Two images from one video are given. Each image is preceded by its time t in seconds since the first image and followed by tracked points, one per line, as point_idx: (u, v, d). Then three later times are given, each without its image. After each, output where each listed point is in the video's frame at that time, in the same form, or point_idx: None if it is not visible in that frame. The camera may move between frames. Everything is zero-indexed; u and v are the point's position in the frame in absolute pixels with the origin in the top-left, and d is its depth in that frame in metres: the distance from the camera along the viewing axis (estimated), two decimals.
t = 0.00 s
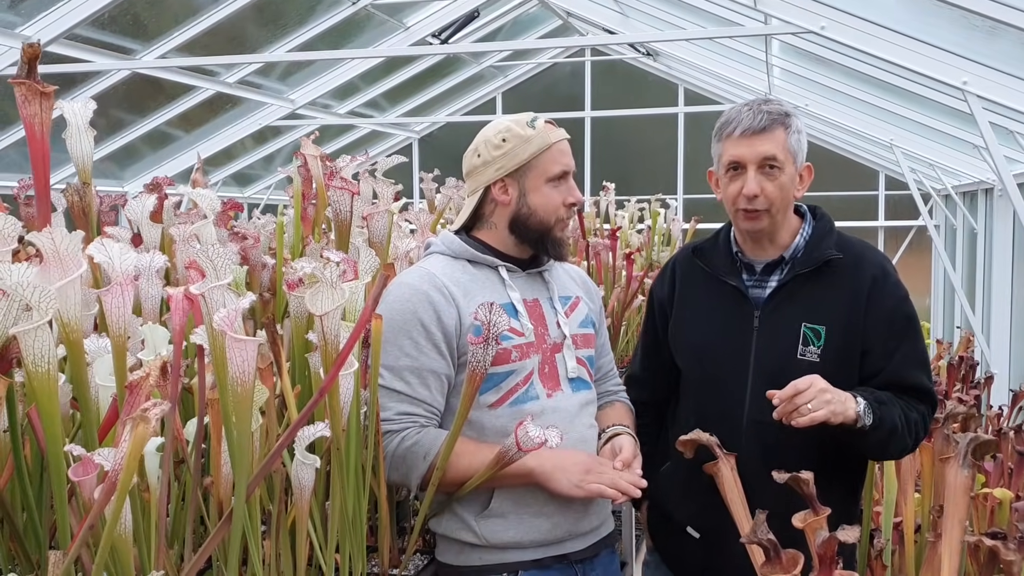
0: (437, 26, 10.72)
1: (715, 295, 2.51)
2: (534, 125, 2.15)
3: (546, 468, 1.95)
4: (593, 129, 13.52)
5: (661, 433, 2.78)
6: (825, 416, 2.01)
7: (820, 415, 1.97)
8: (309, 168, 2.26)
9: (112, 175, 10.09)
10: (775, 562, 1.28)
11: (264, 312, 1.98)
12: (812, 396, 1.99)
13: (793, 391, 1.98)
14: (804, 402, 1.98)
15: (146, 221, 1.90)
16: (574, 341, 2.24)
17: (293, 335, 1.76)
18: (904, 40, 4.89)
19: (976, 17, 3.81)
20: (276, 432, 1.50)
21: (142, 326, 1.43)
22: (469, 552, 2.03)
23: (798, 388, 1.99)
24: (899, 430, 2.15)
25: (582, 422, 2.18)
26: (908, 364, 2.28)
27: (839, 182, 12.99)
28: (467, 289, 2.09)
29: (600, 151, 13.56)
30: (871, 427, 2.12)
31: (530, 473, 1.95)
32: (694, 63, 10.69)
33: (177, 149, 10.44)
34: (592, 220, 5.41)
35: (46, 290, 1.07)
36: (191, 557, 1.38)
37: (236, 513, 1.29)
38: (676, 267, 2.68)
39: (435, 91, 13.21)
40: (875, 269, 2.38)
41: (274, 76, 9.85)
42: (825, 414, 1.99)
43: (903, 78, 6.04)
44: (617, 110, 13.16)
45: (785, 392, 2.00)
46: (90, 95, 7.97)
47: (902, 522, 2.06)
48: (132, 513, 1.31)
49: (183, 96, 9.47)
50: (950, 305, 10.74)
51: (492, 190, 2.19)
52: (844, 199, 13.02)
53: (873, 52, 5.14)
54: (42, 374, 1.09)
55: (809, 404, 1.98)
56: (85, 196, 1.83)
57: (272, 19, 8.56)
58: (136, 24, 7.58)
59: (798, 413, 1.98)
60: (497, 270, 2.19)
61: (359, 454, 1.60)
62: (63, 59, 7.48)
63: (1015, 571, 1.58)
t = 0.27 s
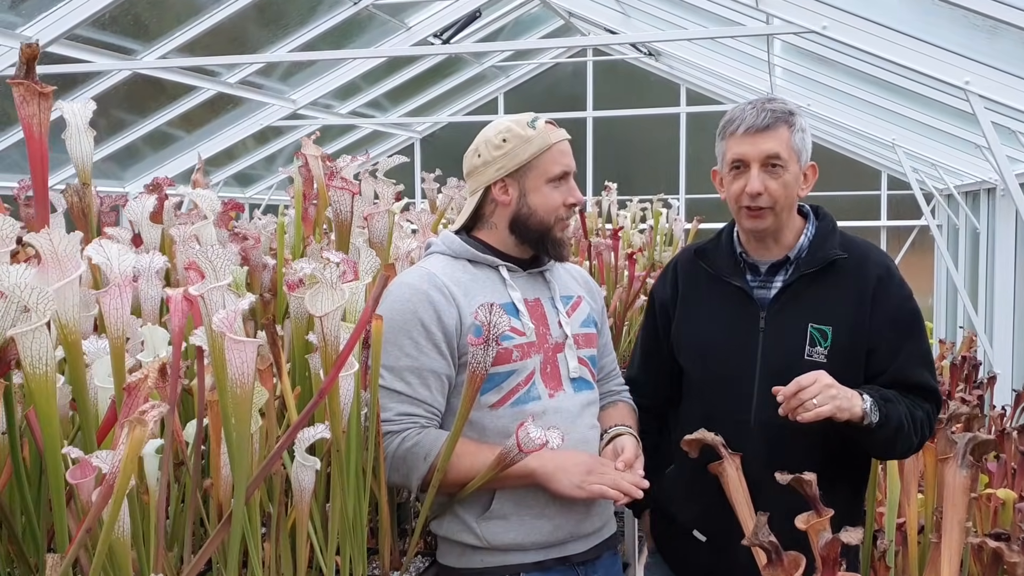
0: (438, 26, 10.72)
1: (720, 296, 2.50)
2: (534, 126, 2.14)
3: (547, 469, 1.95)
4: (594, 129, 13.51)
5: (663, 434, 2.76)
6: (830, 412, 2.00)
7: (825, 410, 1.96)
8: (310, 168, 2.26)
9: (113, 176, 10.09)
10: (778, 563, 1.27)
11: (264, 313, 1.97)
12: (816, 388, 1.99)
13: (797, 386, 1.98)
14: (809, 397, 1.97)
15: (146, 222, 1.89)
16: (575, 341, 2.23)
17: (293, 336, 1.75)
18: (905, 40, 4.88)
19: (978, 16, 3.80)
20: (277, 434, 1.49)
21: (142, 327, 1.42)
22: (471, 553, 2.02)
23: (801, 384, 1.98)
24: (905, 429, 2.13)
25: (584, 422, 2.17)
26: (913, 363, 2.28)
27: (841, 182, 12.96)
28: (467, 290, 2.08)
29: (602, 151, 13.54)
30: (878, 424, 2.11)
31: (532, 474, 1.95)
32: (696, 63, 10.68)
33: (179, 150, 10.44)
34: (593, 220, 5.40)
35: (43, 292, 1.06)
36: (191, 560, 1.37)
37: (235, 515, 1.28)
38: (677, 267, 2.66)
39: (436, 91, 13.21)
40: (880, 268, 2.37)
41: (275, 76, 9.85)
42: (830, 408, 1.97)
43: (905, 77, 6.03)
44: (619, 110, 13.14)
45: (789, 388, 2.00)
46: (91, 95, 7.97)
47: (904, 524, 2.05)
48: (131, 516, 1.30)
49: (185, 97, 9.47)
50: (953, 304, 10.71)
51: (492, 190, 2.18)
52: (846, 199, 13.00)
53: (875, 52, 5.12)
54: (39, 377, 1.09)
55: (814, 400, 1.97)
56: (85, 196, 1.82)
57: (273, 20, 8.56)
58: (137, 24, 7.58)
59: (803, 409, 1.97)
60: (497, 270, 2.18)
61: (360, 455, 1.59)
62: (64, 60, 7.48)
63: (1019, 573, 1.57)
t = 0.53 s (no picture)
0: (439, 26, 10.71)
1: (722, 295, 2.49)
2: (535, 124, 2.14)
3: (548, 468, 1.94)
4: (596, 129, 13.50)
5: (663, 433, 2.75)
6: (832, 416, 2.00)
7: (828, 413, 1.96)
8: (311, 167, 2.25)
9: (114, 175, 10.10)
10: (778, 562, 1.26)
11: (264, 312, 1.97)
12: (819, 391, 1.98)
13: (799, 389, 1.97)
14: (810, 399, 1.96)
15: (145, 220, 1.88)
16: (576, 340, 2.22)
17: (292, 335, 1.74)
18: (907, 39, 4.87)
19: (979, 15, 3.79)
20: (276, 433, 1.48)
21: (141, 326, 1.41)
22: (471, 553, 2.02)
23: (804, 386, 1.97)
24: (907, 432, 2.13)
25: (585, 421, 2.16)
26: (915, 364, 2.28)
27: (843, 182, 12.95)
28: (468, 288, 2.08)
29: (603, 151, 13.53)
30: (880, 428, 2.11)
31: (532, 473, 1.94)
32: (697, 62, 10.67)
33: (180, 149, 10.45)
34: (594, 220, 5.39)
35: (41, 291, 1.06)
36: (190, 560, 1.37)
37: (234, 514, 1.28)
38: (679, 266, 2.65)
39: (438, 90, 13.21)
40: (882, 270, 2.37)
41: (276, 75, 9.85)
42: (833, 411, 1.97)
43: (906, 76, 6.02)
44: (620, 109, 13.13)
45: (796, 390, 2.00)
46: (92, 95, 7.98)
47: (905, 523, 2.04)
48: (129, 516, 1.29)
49: (186, 96, 9.47)
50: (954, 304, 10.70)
51: (493, 188, 2.18)
52: (847, 199, 12.99)
53: (876, 51, 5.12)
54: (37, 376, 1.08)
55: (817, 402, 1.96)
56: (84, 195, 1.82)
57: (274, 19, 8.56)
58: (138, 24, 7.58)
59: (806, 411, 1.96)
60: (498, 269, 2.18)
61: (359, 455, 1.59)
62: (65, 59, 7.48)
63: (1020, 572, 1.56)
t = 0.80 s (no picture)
0: (441, 26, 10.72)
1: (724, 295, 2.49)
2: (538, 124, 2.14)
3: (550, 469, 1.94)
4: (597, 129, 13.50)
5: (665, 432, 2.75)
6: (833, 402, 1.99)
7: (827, 391, 1.94)
8: (313, 167, 2.25)
9: (116, 175, 10.11)
10: (780, 563, 1.26)
11: (266, 311, 1.97)
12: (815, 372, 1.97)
13: (796, 369, 1.96)
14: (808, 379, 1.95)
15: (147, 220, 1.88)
16: (578, 340, 2.22)
17: (293, 335, 1.75)
18: (909, 39, 4.87)
19: (981, 16, 3.79)
20: (277, 433, 1.48)
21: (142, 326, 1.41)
22: (473, 553, 2.02)
23: (801, 367, 1.97)
24: (914, 419, 2.11)
25: (586, 422, 2.16)
26: (918, 364, 2.26)
27: (844, 183, 12.95)
28: (470, 288, 2.08)
29: (605, 151, 13.53)
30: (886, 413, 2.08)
31: (534, 474, 1.94)
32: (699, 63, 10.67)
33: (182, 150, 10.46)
34: (596, 220, 5.39)
35: (42, 291, 1.06)
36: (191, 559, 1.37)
37: (235, 514, 1.28)
38: (683, 267, 2.66)
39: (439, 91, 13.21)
40: (885, 271, 2.36)
41: (278, 76, 9.86)
42: (832, 390, 1.95)
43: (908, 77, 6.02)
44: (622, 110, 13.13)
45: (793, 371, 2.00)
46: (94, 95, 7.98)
47: (907, 525, 2.03)
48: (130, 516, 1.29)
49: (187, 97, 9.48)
50: (956, 305, 10.69)
51: (495, 189, 2.18)
52: (849, 199, 12.98)
53: (878, 51, 5.11)
54: (38, 376, 1.08)
55: (815, 381, 1.95)
56: (86, 196, 1.82)
57: (276, 20, 8.57)
58: (140, 24, 7.59)
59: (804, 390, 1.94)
60: (500, 269, 2.18)
61: (361, 454, 1.59)
62: (67, 59, 7.49)
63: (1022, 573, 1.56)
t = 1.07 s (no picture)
0: (442, 29, 10.73)
1: (724, 298, 2.49)
2: (538, 128, 2.15)
3: (550, 472, 1.94)
4: (598, 132, 13.51)
5: (665, 434, 2.76)
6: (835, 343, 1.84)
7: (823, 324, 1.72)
8: (313, 170, 2.26)
9: (118, 178, 10.13)
10: (779, 566, 1.26)
11: (267, 315, 1.98)
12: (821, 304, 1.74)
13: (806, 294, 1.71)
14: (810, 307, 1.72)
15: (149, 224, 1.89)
16: (578, 344, 2.22)
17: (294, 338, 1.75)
18: (909, 42, 4.88)
19: (980, 19, 3.80)
20: (277, 437, 1.49)
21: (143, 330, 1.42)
22: (473, 556, 2.02)
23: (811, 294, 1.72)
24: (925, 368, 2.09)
25: (587, 425, 2.16)
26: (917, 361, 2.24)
27: (845, 185, 12.95)
28: (470, 291, 2.09)
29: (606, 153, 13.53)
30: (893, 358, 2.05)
31: (534, 477, 1.94)
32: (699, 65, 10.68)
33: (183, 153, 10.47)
34: (597, 222, 5.40)
35: (44, 295, 1.06)
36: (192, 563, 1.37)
37: (236, 517, 1.28)
38: (684, 269, 2.66)
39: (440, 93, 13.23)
40: (886, 271, 2.37)
41: (280, 78, 9.87)
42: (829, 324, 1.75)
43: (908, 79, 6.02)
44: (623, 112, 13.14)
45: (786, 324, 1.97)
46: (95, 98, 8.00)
47: (908, 527, 2.03)
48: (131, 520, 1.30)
49: (189, 99, 9.50)
50: (957, 307, 10.69)
51: (496, 192, 2.18)
52: (850, 201, 12.98)
53: (878, 54, 5.12)
54: (40, 380, 1.09)
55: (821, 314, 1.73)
56: (87, 200, 1.82)
57: (278, 23, 8.58)
58: (141, 27, 7.60)
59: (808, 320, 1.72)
60: (501, 272, 2.18)
61: (361, 458, 1.59)
62: (69, 63, 7.50)
63: None
